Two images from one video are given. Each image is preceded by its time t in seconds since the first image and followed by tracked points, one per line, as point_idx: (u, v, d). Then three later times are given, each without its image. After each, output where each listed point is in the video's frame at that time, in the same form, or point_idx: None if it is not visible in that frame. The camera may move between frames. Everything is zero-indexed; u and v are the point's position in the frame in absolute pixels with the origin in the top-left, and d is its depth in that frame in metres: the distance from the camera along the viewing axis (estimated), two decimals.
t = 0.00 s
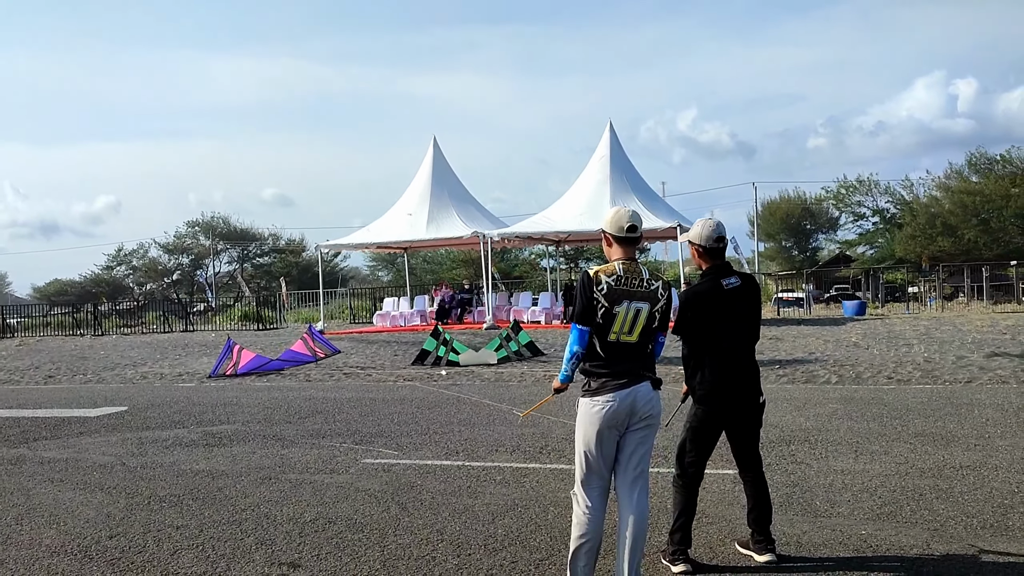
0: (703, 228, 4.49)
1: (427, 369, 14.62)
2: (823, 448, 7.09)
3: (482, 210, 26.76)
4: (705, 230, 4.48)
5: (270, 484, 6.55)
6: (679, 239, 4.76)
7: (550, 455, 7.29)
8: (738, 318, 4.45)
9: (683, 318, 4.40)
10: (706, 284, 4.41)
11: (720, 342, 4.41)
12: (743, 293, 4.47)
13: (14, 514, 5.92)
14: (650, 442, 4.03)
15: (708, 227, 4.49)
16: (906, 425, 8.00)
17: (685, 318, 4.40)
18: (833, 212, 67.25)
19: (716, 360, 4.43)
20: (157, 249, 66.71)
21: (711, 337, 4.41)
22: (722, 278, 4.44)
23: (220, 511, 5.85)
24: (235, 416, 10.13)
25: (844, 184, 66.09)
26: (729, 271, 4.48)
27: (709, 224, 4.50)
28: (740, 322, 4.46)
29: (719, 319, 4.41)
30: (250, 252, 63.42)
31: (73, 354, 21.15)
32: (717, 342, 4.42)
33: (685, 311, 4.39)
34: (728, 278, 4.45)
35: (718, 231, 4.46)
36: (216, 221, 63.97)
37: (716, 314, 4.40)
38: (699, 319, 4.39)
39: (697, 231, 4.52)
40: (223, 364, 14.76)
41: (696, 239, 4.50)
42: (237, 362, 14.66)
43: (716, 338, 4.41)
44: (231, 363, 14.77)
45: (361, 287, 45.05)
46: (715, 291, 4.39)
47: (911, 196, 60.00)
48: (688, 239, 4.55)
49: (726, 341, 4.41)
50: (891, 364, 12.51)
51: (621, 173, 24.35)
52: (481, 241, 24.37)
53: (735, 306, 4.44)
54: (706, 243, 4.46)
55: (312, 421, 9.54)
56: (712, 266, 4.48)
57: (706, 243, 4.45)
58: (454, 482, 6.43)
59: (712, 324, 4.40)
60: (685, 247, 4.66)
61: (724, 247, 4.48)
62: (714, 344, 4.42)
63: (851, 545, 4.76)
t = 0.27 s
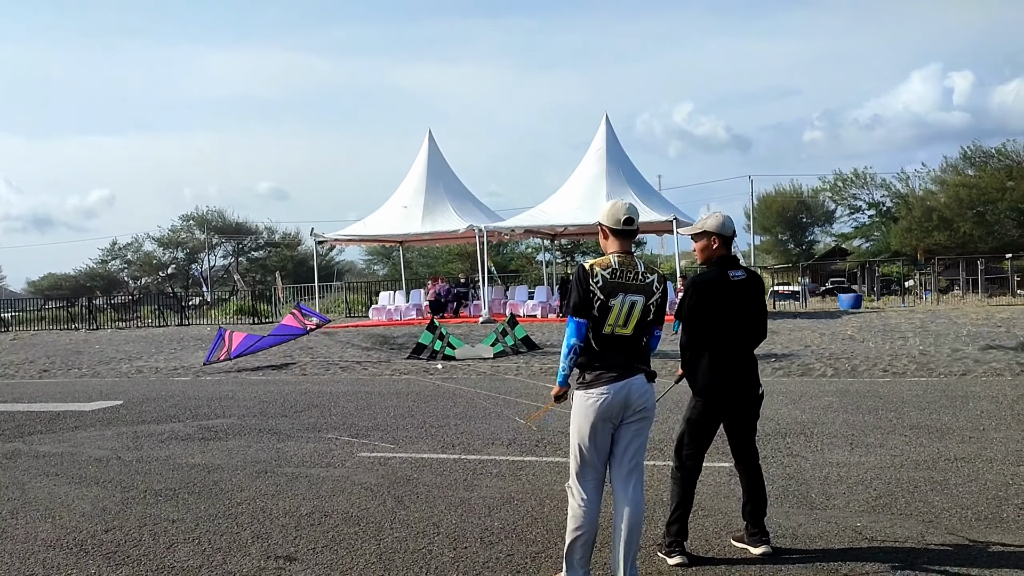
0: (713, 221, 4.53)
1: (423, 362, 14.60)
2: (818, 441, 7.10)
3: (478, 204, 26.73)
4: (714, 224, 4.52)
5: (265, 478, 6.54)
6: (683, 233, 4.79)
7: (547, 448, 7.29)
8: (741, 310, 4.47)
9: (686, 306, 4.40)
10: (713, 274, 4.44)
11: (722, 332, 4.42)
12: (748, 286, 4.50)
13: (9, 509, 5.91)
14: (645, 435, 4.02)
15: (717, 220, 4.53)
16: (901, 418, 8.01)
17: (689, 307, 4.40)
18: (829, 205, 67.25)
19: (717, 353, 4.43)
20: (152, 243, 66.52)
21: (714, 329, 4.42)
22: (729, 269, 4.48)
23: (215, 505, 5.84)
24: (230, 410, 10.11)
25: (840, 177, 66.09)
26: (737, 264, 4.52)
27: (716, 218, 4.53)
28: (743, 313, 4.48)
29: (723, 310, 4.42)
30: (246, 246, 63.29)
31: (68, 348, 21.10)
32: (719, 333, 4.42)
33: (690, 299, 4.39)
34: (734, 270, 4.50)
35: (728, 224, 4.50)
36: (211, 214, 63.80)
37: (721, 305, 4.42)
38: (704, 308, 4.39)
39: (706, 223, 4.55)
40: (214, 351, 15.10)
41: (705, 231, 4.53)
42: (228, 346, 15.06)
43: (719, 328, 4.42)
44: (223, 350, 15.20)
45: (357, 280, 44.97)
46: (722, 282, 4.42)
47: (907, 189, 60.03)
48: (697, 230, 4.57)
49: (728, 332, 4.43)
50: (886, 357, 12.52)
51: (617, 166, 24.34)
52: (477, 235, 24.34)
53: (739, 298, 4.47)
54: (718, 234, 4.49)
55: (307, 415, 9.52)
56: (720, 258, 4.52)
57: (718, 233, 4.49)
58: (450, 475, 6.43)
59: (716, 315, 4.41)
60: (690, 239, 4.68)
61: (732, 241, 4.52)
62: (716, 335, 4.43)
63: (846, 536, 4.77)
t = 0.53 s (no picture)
0: (713, 215, 4.55)
1: (417, 356, 14.60)
2: (811, 433, 7.12)
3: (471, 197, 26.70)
4: (714, 217, 4.54)
5: (259, 472, 6.53)
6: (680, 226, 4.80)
7: (541, 441, 7.30)
8: (740, 303, 4.48)
9: (686, 294, 4.42)
10: (713, 266, 4.45)
11: (721, 323, 4.43)
12: (747, 278, 4.52)
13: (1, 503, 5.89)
14: (638, 428, 4.03)
15: (715, 214, 4.55)
16: (894, 411, 8.04)
17: (690, 295, 4.41)
18: (822, 198, 67.40)
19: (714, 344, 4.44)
20: (144, 237, 66.29)
21: (712, 321, 4.43)
22: (729, 261, 4.50)
23: (208, 499, 5.83)
24: (224, 404, 10.10)
25: (833, 170, 66.22)
26: (736, 257, 4.55)
27: (715, 212, 4.56)
28: (742, 306, 4.49)
29: (721, 302, 4.43)
30: (238, 239, 63.16)
31: (60, 343, 21.03)
32: (717, 324, 4.43)
33: (691, 287, 4.41)
34: (735, 262, 4.52)
35: (728, 217, 4.52)
36: (203, 208, 63.60)
37: (720, 297, 4.43)
38: (704, 298, 4.41)
39: (706, 217, 4.57)
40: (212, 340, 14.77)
41: (705, 224, 4.55)
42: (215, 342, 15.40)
43: (717, 320, 4.43)
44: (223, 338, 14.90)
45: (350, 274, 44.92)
46: (722, 273, 4.44)
47: (900, 182, 60.22)
48: (697, 223, 4.59)
49: (727, 323, 4.43)
50: (879, 350, 12.58)
51: (611, 159, 24.34)
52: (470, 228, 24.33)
53: (738, 290, 4.49)
54: (720, 227, 4.52)
55: (301, 409, 9.51)
56: (720, 250, 4.54)
57: (718, 226, 4.51)
58: (444, 469, 6.44)
59: (714, 306, 4.42)
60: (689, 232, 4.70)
61: (731, 234, 4.55)
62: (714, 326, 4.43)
63: (839, 528, 4.79)
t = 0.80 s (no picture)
0: (704, 208, 4.54)
1: (409, 350, 14.59)
2: (802, 426, 7.15)
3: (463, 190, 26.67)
4: (704, 211, 4.53)
5: (250, 467, 6.52)
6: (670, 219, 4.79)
7: (532, 435, 7.30)
8: (731, 296, 4.48)
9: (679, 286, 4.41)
10: (706, 259, 4.45)
11: (712, 316, 4.43)
12: (738, 272, 4.52)
13: None
14: (628, 420, 4.04)
15: (706, 208, 4.54)
16: (884, 403, 8.07)
17: (683, 287, 4.40)
18: (813, 190, 67.54)
19: (705, 337, 4.44)
20: (134, 231, 65.99)
21: (703, 314, 4.43)
22: (721, 255, 4.50)
23: (199, 494, 5.81)
24: (215, 399, 10.07)
25: (824, 163, 66.34)
26: (728, 250, 4.55)
27: (707, 205, 4.55)
28: (733, 299, 4.50)
29: (713, 295, 4.44)
30: (229, 233, 62.94)
31: (50, 337, 20.94)
32: (709, 316, 4.43)
33: (685, 279, 4.40)
34: (727, 256, 4.52)
35: (719, 211, 4.52)
36: (194, 201, 63.36)
37: (713, 290, 4.43)
38: (696, 290, 4.40)
39: (697, 211, 4.55)
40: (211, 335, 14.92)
41: (696, 217, 4.54)
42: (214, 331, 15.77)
43: (709, 312, 4.43)
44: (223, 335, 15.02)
45: (341, 268, 44.84)
46: (714, 266, 4.43)
47: (890, 175, 60.39)
48: (690, 216, 4.57)
49: (719, 315, 4.44)
50: (870, 342, 12.62)
51: (602, 152, 24.33)
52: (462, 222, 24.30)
53: (730, 283, 4.49)
54: (712, 220, 4.50)
55: (293, 403, 9.49)
56: (712, 244, 4.53)
57: (710, 219, 4.50)
58: (436, 463, 6.43)
59: (706, 299, 4.42)
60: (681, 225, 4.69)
61: (722, 228, 4.54)
62: (706, 319, 4.44)
63: (830, 521, 4.81)
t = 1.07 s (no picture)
0: (689, 203, 4.54)
1: (397, 345, 14.56)
2: (789, 419, 7.17)
3: (451, 185, 26.63)
4: (691, 205, 4.53)
5: (237, 463, 6.49)
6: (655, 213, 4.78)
7: (521, 429, 7.30)
8: (716, 291, 4.49)
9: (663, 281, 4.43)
10: (692, 253, 4.45)
11: (697, 310, 4.44)
12: (724, 266, 4.53)
13: None
14: (616, 414, 4.04)
15: (692, 202, 4.53)
16: (871, 396, 8.11)
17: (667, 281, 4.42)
18: (801, 185, 67.76)
19: (688, 330, 4.45)
20: (121, 227, 65.59)
21: (688, 309, 4.43)
22: (707, 249, 4.51)
23: (185, 490, 5.79)
24: (202, 394, 10.02)
25: (812, 158, 66.55)
26: (713, 244, 4.55)
27: (691, 200, 4.55)
28: (718, 294, 4.50)
29: (698, 288, 4.44)
30: (217, 229, 62.71)
31: (36, 333, 20.80)
32: (694, 309, 4.44)
33: (670, 272, 4.41)
34: (713, 250, 4.53)
35: (704, 206, 4.52)
36: (182, 197, 63.07)
37: (698, 283, 4.43)
38: (682, 284, 4.41)
39: (683, 205, 4.55)
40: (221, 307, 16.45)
41: (681, 211, 4.53)
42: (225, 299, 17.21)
43: (694, 304, 4.43)
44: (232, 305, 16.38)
45: (330, 263, 44.70)
46: (700, 260, 4.44)
47: (878, 169, 60.66)
48: (676, 210, 4.56)
49: (704, 309, 4.45)
50: (857, 335, 12.68)
51: (591, 146, 24.34)
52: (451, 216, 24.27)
53: (715, 277, 4.50)
54: (697, 214, 4.50)
55: (281, 398, 9.46)
56: (697, 238, 4.53)
57: (694, 214, 4.50)
58: (424, 457, 6.42)
59: (691, 293, 4.43)
60: (666, 220, 4.68)
61: (707, 222, 4.54)
62: (691, 312, 4.44)
63: (816, 513, 4.82)
